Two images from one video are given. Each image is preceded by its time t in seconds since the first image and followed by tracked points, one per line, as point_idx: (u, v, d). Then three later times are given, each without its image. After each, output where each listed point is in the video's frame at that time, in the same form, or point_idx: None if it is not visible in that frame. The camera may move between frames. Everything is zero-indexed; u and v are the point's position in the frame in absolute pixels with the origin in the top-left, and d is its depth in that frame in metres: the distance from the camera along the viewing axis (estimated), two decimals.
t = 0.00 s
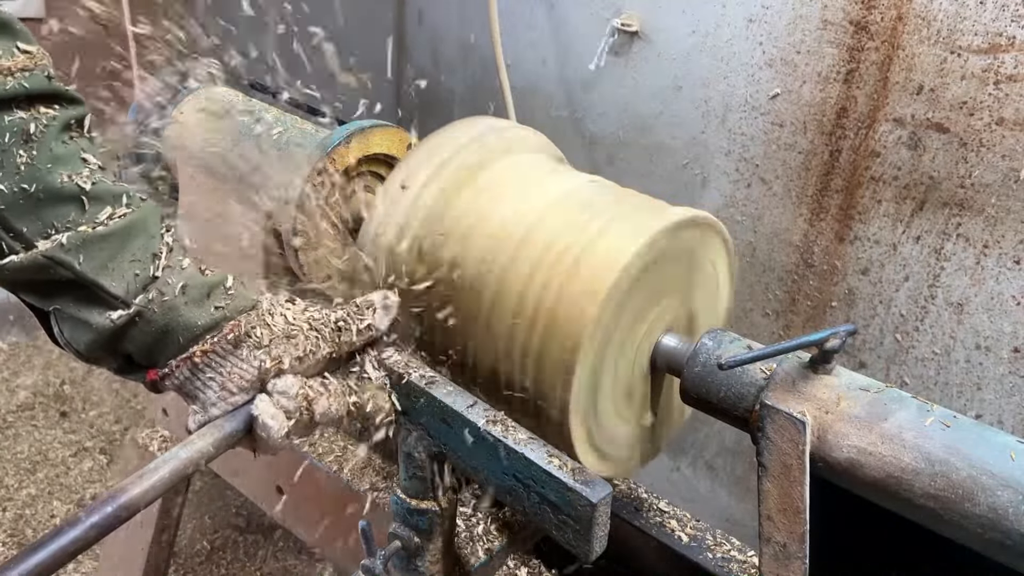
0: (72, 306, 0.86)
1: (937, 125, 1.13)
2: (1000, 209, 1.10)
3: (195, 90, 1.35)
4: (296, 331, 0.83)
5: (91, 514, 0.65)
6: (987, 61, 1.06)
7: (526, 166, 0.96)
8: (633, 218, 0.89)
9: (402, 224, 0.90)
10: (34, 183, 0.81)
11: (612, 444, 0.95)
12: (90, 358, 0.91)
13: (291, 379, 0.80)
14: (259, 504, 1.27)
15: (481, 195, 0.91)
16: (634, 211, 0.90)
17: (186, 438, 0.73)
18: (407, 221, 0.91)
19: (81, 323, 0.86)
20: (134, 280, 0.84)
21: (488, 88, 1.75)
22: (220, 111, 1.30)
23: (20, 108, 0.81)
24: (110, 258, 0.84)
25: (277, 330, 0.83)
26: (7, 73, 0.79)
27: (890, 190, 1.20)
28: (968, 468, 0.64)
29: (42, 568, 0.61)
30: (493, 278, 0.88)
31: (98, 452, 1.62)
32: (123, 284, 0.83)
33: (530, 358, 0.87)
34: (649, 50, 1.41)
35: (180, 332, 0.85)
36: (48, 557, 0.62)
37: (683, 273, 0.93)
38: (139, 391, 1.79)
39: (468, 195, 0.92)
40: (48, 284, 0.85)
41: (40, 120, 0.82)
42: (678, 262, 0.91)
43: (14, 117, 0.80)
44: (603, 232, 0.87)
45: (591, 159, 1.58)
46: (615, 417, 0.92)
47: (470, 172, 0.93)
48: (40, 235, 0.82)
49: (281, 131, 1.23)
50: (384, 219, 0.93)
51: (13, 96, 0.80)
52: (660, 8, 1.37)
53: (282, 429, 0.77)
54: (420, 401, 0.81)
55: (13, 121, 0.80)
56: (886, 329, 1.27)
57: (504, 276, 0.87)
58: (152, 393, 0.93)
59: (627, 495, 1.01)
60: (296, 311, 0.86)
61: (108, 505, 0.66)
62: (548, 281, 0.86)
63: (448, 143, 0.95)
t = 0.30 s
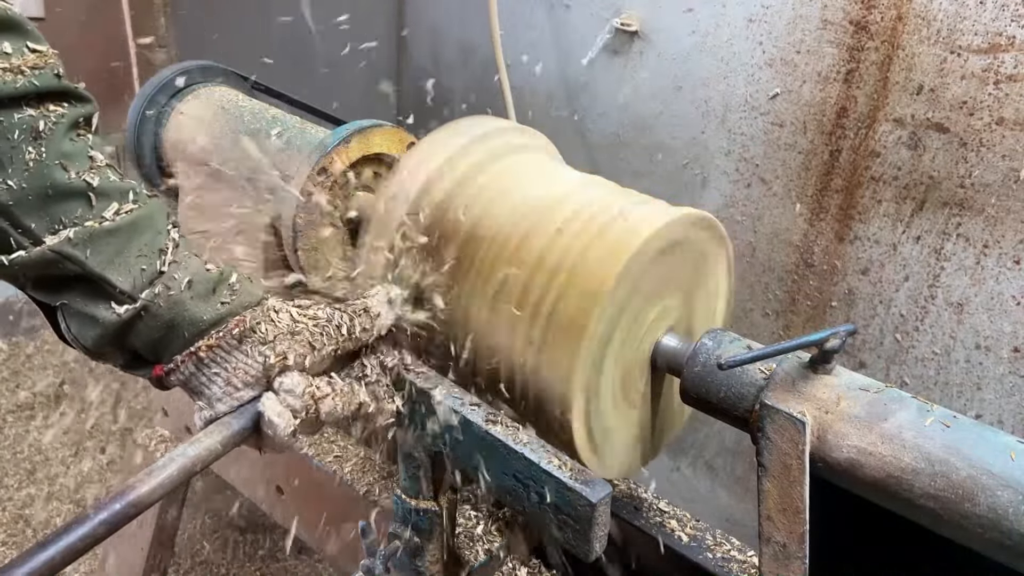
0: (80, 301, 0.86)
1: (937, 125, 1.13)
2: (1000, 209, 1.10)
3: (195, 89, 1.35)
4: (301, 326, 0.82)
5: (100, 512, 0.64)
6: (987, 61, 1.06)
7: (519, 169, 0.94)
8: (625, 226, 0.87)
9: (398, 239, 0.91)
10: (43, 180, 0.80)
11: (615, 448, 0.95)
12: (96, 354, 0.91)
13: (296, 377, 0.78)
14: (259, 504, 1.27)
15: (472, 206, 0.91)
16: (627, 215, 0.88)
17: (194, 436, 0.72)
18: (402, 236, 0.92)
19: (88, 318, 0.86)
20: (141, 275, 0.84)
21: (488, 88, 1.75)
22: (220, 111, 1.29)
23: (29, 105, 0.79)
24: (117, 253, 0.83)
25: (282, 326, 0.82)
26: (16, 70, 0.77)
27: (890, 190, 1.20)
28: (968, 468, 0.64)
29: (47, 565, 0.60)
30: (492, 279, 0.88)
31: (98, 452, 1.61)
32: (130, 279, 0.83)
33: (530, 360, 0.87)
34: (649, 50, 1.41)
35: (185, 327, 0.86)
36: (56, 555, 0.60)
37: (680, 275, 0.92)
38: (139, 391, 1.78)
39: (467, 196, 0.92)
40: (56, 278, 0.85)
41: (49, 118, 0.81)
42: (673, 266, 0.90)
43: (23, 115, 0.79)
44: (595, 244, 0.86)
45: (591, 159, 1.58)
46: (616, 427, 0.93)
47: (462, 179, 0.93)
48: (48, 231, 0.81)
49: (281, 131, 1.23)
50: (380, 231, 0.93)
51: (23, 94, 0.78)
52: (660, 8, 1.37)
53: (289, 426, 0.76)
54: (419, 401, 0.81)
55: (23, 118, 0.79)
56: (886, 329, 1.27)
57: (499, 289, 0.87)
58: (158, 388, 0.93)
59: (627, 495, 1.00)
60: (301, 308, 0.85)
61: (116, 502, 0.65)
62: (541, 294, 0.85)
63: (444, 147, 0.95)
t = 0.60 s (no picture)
0: (87, 293, 0.86)
1: (937, 125, 1.13)
2: (1000, 209, 1.10)
3: (195, 89, 1.35)
4: (304, 321, 0.85)
5: (110, 508, 0.64)
6: (987, 61, 1.06)
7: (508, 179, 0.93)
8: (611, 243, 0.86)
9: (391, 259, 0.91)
10: (52, 172, 0.79)
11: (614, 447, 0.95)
12: (102, 348, 0.91)
13: (302, 374, 0.80)
14: (259, 504, 1.27)
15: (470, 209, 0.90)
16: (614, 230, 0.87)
17: (203, 433, 0.72)
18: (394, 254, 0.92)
19: (95, 310, 0.86)
20: (149, 267, 0.85)
21: (488, 88, 1.75)
22: (220, 111, 1.30)
23: (37, 99, 0.79)
24: (125, 245, 0.84)
25: (285, 321, 0.85)
26: (23, 65, 0.77)
27: (890, 190, 1.20)
28: (968, 468, 0.64)
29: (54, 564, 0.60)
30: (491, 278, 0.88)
31: (98, 452, 1.61)
32: (137, 270, 0.84)
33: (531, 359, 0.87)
34: (649, 50, 1.41)
35: (193, 318, 0.87)
36: (67, 553, 0.61)
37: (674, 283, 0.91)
38: (139, 391, 1.78)
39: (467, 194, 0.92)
40: (63, 271, 0.85)
41: (56, 112, 0.80)
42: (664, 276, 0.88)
43: (32, 109, 0.78)
44: (582, 262, 0.85)
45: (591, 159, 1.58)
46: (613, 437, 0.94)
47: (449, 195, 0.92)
48: (56, 223, 0.81)
49: (281, 130, 1.24)
50: (372, 247, 0.93)
51: (32, 87, 0.77)
52: (660, 8, 1.37)
53: (295, 424, 0.77)
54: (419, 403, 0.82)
55: (31, 112, 0.78)
56: (886, 329, 1.27)
57: (489, 309, 0.87)
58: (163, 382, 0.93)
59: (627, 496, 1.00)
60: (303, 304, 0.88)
61: (126, 499, 0.65)
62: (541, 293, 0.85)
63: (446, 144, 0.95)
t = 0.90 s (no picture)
0: (84, 294, 0.86)
1: (937, 125, 1.13)
2: (1000, 209, 1.10)
3: (195, 89, 1.35)
4: (307, 320, 0.83)
5: (111, 506, 0.64)
6: (987, 61, 1.06)
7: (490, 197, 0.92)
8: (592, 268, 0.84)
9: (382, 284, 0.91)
10: (43, 167, 0.80)
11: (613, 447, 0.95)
12: (100, 348, 0.92)
13: (304, 376, 0.77)
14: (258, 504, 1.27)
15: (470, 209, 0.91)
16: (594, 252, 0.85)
17: (205, 432, 0.71)
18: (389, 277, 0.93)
19: (92, 311, 0.86)
20: (149, 266, 0.85)
21: (489, 88, 1.73)
22: (220, 110, 1.30)
23: (21, 90, 0.79)
24: (123, 245, 0.84)
25: (287, 320, 0.83)
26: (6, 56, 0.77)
27: (890, 190, 1.20)
28: (968, 469, 0.64)
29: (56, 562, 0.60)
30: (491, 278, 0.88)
31: (98, 452, 1.61)
32: (136, 271, 0.84)
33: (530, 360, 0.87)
34: (649, 49, 1.41)
35: (195, 317, 0.88)
36: (66, 551, 0.61)
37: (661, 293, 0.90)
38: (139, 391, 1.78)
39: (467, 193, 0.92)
40: (59, 271, 0.85)
41: (43, 103, 0.80)
42: (652, 283, 0.88)
43: (16, 99, 0.78)
44: (583, 261, 0.85)
45: (591, 159, 1.58)
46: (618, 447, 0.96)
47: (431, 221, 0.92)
48: (49, 221, 0.82)
49: (282, 130, 1.23)
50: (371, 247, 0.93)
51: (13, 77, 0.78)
52: (660, 8, 1.37)
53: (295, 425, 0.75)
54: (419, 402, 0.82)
55: (15, 103, 0.78)
56: (886, 329, 1.27)
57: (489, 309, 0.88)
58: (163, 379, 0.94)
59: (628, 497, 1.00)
60: (308, 305, 0.86)
61: (128, 497, 0.65)
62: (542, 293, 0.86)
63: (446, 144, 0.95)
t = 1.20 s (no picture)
0: (65, 306, 0.85)
1: (937, 125, 1.13)
2: (1000, 209, 1.10)
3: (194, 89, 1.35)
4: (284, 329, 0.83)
5: (84, 512, 0.64)
6: (987, 61, 1.06)
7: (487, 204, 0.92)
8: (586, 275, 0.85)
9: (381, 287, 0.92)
10: (27, 184, 0.81)
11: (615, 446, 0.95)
12: (80, 359, 0.90)
13: (279, 379, 0.79)
14: (258, 504, 1.27)
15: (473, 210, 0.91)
16: (587, 258, 0.85)
17: (177, 435, 0.72)
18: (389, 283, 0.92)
19: (72, 323, 0.85)
20: (126, 281, 0.83)
21: (489, 88, 1.73)
22: (220, 110, 1.29)
23: (12, 107, 0.80)
24: (101, 259, 0.83)
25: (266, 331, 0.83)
26: None
27: (890, 190, 1.20)
28: (969, 468, 0.64)
29: (33, 566, 0.60)
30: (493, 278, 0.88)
31: (98, 452, 1.61)
32: (115, 285, 0.83)
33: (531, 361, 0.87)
34: (649, 49, 1.41)
35: (170, 332, 0.84)
36: (42, 556, 0.60)
37: (659, 294, 0.89)
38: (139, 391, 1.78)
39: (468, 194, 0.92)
40: (41, 282, 0.85)
41: (31, 120, 0.81)
42: (654, 282, 0.88)
43: (6, 117, 0.80)
44: (584, 261, 0.85)
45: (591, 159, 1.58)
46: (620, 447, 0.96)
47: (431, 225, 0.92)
48: (32, 235, 0.83)
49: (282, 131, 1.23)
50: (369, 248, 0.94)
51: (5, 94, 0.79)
52: (660, 8, 1.37)
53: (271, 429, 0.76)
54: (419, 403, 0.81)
55: (4, 120, 0.80)
56: (886, 329, 1.27)
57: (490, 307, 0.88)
58: (143, 391, 0.91)
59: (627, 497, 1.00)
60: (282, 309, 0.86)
61: (100, 503, 0.65)
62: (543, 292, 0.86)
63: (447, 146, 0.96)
